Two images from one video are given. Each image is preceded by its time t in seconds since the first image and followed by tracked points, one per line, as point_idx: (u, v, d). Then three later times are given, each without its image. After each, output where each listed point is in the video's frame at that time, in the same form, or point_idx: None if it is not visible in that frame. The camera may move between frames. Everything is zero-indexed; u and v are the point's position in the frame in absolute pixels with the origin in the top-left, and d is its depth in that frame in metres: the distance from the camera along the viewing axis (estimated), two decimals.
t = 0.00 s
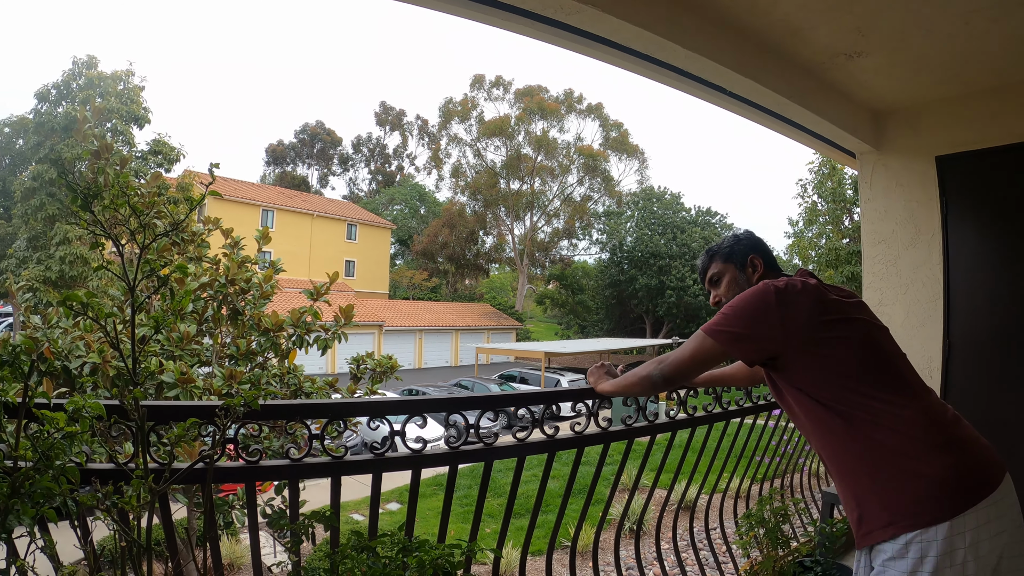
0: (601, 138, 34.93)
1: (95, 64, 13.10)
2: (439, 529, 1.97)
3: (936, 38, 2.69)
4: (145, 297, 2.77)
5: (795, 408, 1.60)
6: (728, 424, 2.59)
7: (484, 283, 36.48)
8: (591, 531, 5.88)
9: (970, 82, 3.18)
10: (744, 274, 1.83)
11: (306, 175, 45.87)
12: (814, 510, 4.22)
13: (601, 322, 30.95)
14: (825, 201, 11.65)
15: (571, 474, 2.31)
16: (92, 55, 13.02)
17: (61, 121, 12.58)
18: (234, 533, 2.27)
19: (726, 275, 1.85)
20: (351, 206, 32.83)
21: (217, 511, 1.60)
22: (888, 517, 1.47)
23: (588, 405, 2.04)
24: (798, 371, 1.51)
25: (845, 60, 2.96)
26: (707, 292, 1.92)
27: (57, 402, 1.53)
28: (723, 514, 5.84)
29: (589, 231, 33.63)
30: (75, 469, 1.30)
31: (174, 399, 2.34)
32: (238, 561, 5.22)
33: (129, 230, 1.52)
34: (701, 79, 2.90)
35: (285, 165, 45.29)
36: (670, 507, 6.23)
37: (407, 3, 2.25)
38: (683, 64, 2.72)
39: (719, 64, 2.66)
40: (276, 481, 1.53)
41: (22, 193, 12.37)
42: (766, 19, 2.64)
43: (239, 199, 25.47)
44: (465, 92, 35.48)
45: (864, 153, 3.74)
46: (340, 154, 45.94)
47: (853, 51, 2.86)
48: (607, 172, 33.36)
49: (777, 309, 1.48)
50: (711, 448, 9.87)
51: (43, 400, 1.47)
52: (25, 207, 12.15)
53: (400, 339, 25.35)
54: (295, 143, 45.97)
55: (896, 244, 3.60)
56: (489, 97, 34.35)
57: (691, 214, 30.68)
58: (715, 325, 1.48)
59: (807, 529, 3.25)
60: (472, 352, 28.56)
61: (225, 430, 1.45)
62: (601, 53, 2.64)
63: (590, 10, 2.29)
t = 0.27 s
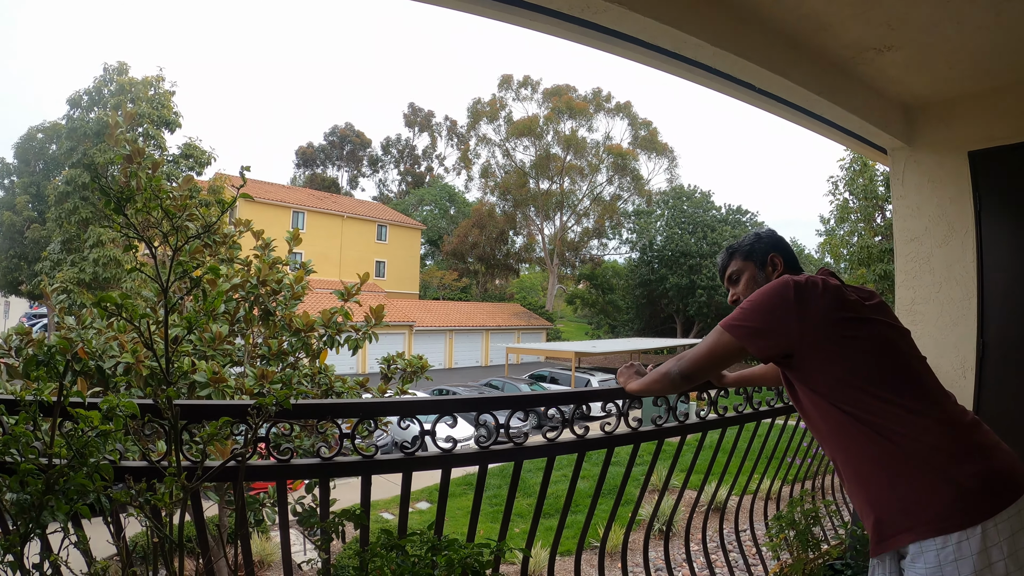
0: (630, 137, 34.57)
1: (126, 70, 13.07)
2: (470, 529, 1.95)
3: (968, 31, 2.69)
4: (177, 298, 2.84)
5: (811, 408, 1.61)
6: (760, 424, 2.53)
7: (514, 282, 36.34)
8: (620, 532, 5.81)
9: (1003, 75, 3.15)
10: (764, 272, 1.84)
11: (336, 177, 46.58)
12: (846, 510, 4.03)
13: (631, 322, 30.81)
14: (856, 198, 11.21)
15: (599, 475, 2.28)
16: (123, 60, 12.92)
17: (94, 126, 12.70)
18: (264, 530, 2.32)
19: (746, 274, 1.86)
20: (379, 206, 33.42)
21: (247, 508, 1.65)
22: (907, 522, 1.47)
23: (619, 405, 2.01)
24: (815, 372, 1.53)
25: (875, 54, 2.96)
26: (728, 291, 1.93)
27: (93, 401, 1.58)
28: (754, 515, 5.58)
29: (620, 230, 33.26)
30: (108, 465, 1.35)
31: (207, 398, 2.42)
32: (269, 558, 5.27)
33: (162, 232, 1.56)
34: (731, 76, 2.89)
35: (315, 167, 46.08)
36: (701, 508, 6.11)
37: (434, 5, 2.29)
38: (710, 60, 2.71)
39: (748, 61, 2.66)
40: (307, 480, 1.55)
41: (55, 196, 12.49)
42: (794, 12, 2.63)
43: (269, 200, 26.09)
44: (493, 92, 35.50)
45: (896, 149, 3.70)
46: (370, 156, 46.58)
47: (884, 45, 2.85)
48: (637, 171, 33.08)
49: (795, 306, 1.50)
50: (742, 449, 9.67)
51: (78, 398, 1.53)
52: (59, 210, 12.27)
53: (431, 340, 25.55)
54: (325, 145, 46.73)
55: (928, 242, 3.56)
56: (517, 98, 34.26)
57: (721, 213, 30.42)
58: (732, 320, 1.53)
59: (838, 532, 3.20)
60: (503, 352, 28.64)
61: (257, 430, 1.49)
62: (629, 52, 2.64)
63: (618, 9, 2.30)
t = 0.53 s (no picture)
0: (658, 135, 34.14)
1: (155, 76, 13.43)
2: (498, 529, 1.92)
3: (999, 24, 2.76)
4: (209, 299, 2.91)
5: (838, 414, 1.57)
6: (790, 424, 2.47)
7: (542, 283, 36.26)
8: (648, 533, 5.72)
9: None
10: (790, 272, 1.79)
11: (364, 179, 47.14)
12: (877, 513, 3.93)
13: (660, 322, 30.59)
14: (886, 195, 10.80)
15: (628, 477, 2.24)
16: (151, 67, 13.35)
17: (124, 132, 12.96)
18: (294, 527, 2.35)
19: (773, 275, 1.81)
20: (405, 206, 33.79)
21: (276, 506, 1.67)
22: (936, 534, 1.43)
23: (648, 406, 1.96)
24: (842, 379, 1.48)
25: (903, 48, 3.00)
26: (755, 292, 1.88)
27: (124, 400, 1.62)
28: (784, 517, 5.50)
29: (648, 229, 32.96)
30: (139, 464, 1.41)
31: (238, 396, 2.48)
32: (297, 556, 5.38)
33: (193, 235, 1.60)
34: (760, 75, 2.93)
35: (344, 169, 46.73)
36: (730, 509, 5.99)
37: (459, 6, 2.28)
38: (739, 57, 2.70)
39: (776, 57, 2.68)
40: (336, 479, 1.56)
41: (87, 200, 12.78)
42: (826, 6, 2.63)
43: (298, 202, 26.65)
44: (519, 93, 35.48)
45: (926, 145, 3.87)
46: (397, 158, 47.11)
47: (911, 38, 2.90)
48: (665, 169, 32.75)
49: (820, 311, 1.46)
50: (773, 451, 9.46)
51: (110, 398, 1.57)
52: (90, 214, 12.63)
53: (460, 340, 25.69)
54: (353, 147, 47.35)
55: (961, 239, 3.73)
56: (544, 97, 34.15)
57: (751, 211, 30.07)
58: (755, 325, 1.50)
59: (869, 535, 3.11)
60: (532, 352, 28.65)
61: (286, 429, 1.51)
62: (657, 50, 2.63)
63: (644, 7, 2.30)
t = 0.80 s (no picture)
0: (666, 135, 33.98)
1: (163, 77, 13.54)
2: (506, 529, 1.92)
3: (1009, 21, 2.71)
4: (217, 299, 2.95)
5: (849, 414, 1.56)
6: (799, 425, 2.46)
7: (550, 283, 36.36)
8: (655, 533, 5.71)
9: None
10: (805, 269, 1.77)
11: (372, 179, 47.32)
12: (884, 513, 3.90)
13: (669, 322, 30.58)
14: (895, 194, 10.67)
15: (636, 477, 2.23)
16: (159, 67, 13.45)
17: (132, 133, 13.02)
18: (302, 527, 2.36)
19: (786, 270, 1.80)
20: (413, 206, 33.87)
21: (285, 505, 1.69)
22: (942, 535, 1.41)
23: (656, 405, 1.96)
24: (851, 379, 1.48)
25: (912, 46, 2.96)
26: (768, 288, 1.87)
27: (133, 399, 1.63)
28: (792, 517, 5.49)
29: (656, 229, 32.87)
30: (148, 463, 1.42)
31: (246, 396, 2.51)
32: (305, 556, 5.40)
33: (201, 235, 1.61)
34: (766, 73, 2.89)
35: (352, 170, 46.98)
36: (737, 509, 5.97)
37: (465, 6, 2.27)
38: (745, 56, 2.69)
39: (783, 55, 2.65)
40: (344, 478, 1.56)
41: (96, 201, 12.86)
42: (835, 4, 2.60)
43: (305, 203, 26.86)
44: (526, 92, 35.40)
45: (934, 144, 3.83)
46: (405, 158, 47.26)
47: (919, 36, 2.86)
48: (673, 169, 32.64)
49: (829, 310, 1.46)
50: (780, 451, 9.42)
51: (119, 398, 1.58)
52: (98, 215, 12.73)
53: (469, 340, 25.75)
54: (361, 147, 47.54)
55: (969, 238, 3.69)
56: (551, 97, 34.08)
57: (759, 211, 29.93)
58: (765, 325, 1.51)
59: (876, 536, 3.11)
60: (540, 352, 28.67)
61: (295, 429, 1.52)
62: (665, 49, 2.61)
63: (652, 7, 2.29)
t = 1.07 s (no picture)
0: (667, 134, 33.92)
1: (163, 78, 13.56)
2: (506, 529, 1.91)
3: (1009, 21, 2.71)
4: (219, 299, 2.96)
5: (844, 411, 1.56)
6: (800, 424, 2.45)
7: (551, 282, 36.36)
8: (656, 534, 5.70)
9: None
10: (806, 263, 1.77)
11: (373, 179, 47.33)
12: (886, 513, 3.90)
13: (670, 321, 30.59)
14: (897, 194, 10.65)
15: (637, 476, 2.22)
16: (160, 68, 13.46)
17: (132, 133, 13.03)
18: (303, 527, 2.36)
19: (788, 263, 1.80)
20: (414, 206, 33.88)
21: (285, 505, 1.69)
22: (931, 533, 1.41)
23: (657, 405, 1.96)
24: (848, 377, 1.47)
25: (913, 46, 2.96)
26: (770, 280, 1.87)
27: (133, 399, 1.63)
28: (793, 517, 5.49)
29: (657, 228, 32.85)
30: (149, 463, 1.42)
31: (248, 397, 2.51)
32: (306, 556, 5.40)
33: (203, 235, 1.61)
34: (767, 72, 2.88)
35: (353, 170, 46.98)
36: (738, 509, 5.97)
37: (465, 6, 2.27)
38: (745, 55, 2.68)
39: (784, 55, 2.65)
40: (344, 478, 1.56)
41: (96, 201, 12.86)
42: (834, 3, 2.60)
43: (307, 203, 26.87)
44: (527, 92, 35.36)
45: (936, 143, 3.82)
46: (406, 158, 47.26)
47: (920, 36, 2.86)
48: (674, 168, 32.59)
49: (830, 309, 1.45)
50: (782, 451, 9.41)
51: (120, 398, 1.58)
52: (99, 215, 12.73)
53: (470, 340, 25.77)
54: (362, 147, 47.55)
55: (970, 238, 3.68)
56: (552, 97, 34.05)
57: (760, 210, 29.90)
58: (766, 322, 1.49)
59: (877, 536, 3.10)
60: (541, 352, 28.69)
61: (295, 429, 1.52)
62: (665, 48, 2.61)
63: (652, 7, 2.29)
